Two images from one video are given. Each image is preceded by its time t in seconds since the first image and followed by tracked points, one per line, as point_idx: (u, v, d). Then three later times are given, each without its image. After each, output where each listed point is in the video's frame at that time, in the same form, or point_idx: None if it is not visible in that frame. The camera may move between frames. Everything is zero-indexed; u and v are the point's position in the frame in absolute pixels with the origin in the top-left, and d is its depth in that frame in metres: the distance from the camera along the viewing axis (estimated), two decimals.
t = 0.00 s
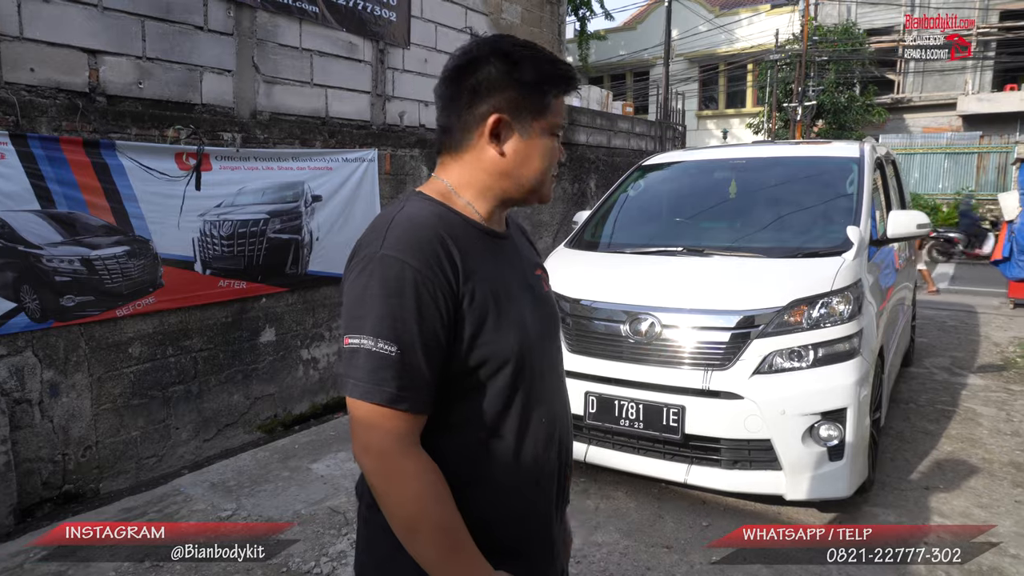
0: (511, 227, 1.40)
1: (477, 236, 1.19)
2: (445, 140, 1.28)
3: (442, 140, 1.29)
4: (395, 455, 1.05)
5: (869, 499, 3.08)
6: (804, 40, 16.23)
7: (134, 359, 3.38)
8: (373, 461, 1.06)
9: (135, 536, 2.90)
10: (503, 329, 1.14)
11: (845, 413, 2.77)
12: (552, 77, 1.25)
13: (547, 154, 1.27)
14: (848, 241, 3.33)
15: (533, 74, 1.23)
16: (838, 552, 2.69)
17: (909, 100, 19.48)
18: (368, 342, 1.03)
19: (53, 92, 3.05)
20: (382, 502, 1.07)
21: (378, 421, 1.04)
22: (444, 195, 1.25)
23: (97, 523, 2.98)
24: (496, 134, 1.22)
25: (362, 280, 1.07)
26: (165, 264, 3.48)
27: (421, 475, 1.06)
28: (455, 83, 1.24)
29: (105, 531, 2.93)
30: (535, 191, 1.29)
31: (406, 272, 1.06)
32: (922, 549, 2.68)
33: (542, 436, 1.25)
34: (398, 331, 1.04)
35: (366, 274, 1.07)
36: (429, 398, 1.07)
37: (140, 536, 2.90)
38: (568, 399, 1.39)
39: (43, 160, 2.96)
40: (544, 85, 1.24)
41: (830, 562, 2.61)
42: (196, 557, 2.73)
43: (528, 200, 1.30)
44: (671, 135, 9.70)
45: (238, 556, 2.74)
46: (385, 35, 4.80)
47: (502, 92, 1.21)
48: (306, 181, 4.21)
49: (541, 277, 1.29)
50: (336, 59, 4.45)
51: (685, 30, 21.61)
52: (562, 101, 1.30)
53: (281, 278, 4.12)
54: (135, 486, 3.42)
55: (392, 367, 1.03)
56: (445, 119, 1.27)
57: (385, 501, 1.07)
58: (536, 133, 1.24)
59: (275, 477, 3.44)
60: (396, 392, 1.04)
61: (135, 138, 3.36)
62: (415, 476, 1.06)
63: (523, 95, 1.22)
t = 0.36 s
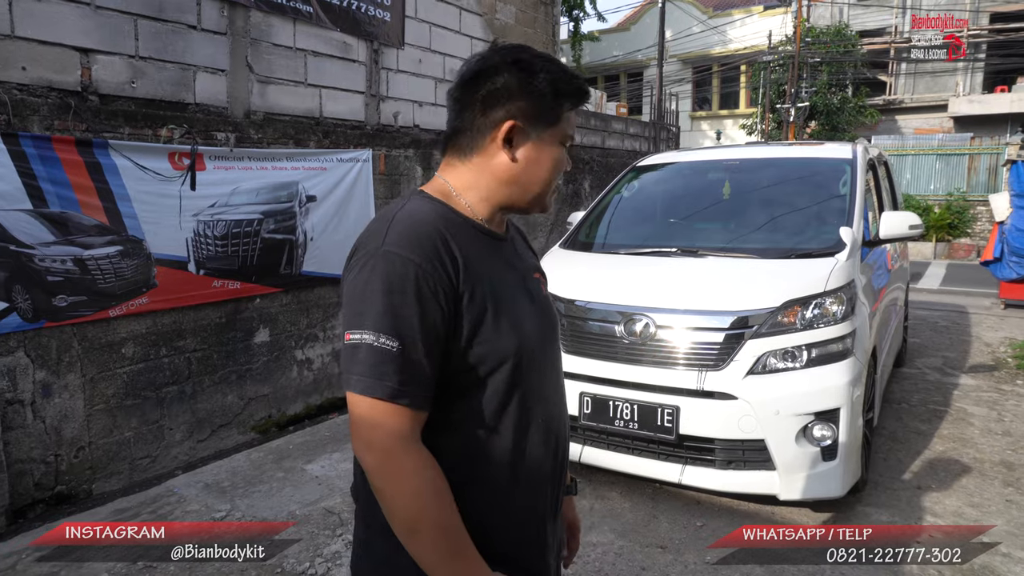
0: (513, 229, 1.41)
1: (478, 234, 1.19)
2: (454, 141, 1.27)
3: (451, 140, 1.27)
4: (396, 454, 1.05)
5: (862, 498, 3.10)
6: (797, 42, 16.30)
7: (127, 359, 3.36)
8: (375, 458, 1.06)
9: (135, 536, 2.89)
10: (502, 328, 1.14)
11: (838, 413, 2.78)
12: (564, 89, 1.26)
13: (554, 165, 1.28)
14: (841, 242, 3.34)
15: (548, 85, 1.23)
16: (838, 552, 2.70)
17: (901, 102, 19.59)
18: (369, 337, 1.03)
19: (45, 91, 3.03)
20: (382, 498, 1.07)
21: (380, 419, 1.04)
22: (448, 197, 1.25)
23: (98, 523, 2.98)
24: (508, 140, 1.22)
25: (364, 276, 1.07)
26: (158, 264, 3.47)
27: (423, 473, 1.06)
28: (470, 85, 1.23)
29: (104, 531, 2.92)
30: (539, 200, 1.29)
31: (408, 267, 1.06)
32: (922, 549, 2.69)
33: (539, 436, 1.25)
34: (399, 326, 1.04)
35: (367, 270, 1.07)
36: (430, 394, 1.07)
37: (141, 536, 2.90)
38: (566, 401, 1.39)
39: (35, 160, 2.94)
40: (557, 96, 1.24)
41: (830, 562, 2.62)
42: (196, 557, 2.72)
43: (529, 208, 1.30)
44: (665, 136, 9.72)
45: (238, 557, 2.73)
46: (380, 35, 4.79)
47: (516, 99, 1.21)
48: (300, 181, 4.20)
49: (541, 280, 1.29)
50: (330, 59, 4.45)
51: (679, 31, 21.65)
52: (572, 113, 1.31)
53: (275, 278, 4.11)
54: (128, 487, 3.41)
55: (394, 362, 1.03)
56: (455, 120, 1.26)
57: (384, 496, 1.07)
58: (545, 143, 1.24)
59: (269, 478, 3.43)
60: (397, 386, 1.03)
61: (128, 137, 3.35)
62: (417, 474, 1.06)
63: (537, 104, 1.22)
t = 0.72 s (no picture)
0: (518, 218, 1.39)
1: (465, 234, 1.19)
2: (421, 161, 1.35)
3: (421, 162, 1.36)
4: (382, 454, 1.07)
5: (860, 498, 3.11)
6: (795, 42, 16.32)
7: (126, 360, 3.36)
8: (362, 459, 1.08)
9: (135, 536, 2.89)
10: (492, 327, 1.14)
11: (837, 413, 2.79)
12: (453, 50, 1.21)
13: (473, 136, 1.21)
14: (839, 242, 3.35)
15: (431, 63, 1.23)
16: (838, 552, 2.70)
17: (898, 102, 19.62)
18: (350, 343, 1.06)
19: (43, 92, 3.03)
20: (370, 498, 1.09)
21: (365, 420, 1.07)
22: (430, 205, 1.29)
23: (97, 523, 2.98)
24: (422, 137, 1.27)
25: (346, 284, 1.09)
26: (157, 265, 3.47)
27: (408, 473, 1.08)
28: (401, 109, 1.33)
29: (104, 531, 2.92)
30: (488, 165, 1.23)
31: (386, 274, 1.07)
32: (922, 549, 2.69)
33: (541, 434, 1.24)
34: (377, 332, 1.05)
35: (350, 278, 1.09)
36: (412, 398, 1.07)
37: (141, 535, 2.90)
38: (576, 396, 1.37)
39: (33, 160, 2.94)
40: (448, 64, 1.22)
41: (830, 562, 2.63)
42: (196, 556, 2.72)
43: (491, 178, 1.23)
44: (663, 137, 9.73)
45: (238, 556, 2.73)
46: (378, 35, 4.80)
47: (414, 99, 1.27)
48: (299, 181, 4.20)
49: (544, 274, 1.27)
50: (328, 60, 4.45)
51: (677, 32, 21.67)
52: (486, 66, 1.23)
53: (274, 279, 4.11)
54: (126, 488, 3.41)
55: (373, 367, 1.05)
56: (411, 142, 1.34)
57: (373, 496, 1.09)
58: (450, 119, 1.22)
59: (268, 478, 3.43)
60: (376, 390, 1.05)
61: (126, 138, 3.35)
62: (402, 475, 1.07)
63: (431, 89, 1.24)
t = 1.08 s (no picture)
0: (528, 220, 1.37)
1: (453, 244, 1.19)
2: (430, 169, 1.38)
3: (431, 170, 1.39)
4: (352, 454, 1.10)
5: (862, 499, 3.10)
6: (796, 44, 16.33)
7: (129, 361, 3.37)
8: (337, 460, 1.12)
9: (135, 536, 2.91)
10: (475, 339, 1.14)
11: (839, 414, 2.79)
12: (438, 62, 1.22)
13: (456, 150, 1.23)
14: (840, 244, 3.35)
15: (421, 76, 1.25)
16: (838, 551, 2.70)
17: (900, 103, 19.63)
18: (330, 350, 1.10)
19: (46, 94, 3.04)
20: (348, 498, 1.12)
21: (336, 422, 1.10)
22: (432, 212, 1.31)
23: (97, 523, 2.99)
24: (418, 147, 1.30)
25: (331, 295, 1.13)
26: (160, 267, 3.48)
27: (379, 473, 1.10)
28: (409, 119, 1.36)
29: (104, 531, 2.93)
30: (472, 179, 1.23)
31: (367, 286, 1.10)
32: (921, 548, 2.70)
33: (531, 447, 1.21)
34: (354, 342, 1.08)
35: (334, 290, 1.13)
36: (387, 407, 1.09)
37: (141, 535, 2.91)
38: (579, 409, 1.33)
39: (36, 162, 2.95)
40: (436, 77, 1.23)
41: (829, 562, 2.63)
42: (196, 556, 2.73)
43: (474, 192, 1.23)
44: (664, 138, 9.73)
45: (238, 556, 2.74)
46: (379, 38, 4.81)
47: (410, 110, 1.30)
48: (301, 183, 4.21)
49: (539, 284, 1.25)
50: (330, 62, 4.46)
51: (678, 34, 21.66)
52: (474, 77, 1.23)
53: (276, 280, 4.11)
54: (129, 489, 3.41)
55: (348, 375, 1.08)
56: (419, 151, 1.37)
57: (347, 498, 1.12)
58: (436, 131, 1.25)
59: (270, 480, 3.43)
60: (347, 397, 1.08)
61: (129, 141, 3.36)
62: (372, 474, 1.10)
63: (423, 101, 1.26)
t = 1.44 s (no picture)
0: (526, 221, 1.38)
1: (451, 238, 1.19)
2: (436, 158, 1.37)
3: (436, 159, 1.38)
4: (351, 448, 1.10)
5: (860, 498, 3.11)
6: (794, 44, 16.35)
7: (127, 360, 3.36)
8: (335, 454, 1.12)
9: (135, 544, 2.85)
10: (470, 334, 1.14)
11: (837, 413, 2.80)
12: (458, 55, 1.22)
13: (466, 144, 1.23)
14: (839, 244, 3.35)
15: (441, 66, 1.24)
16: (838, 560, 2.67)
17: (898, 104, 19.65)
18: (326, 341, 1.10)
19: (45, 92, 3.03)
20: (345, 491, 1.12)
21: (334, 417, 1.10)
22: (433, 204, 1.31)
23: (97, 531, 2.94)
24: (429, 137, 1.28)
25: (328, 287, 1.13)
26: (158, 266, 3.47)
27: (378, 467, 1.10)
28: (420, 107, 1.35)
29: (104, 539, 2.88)
30: (480, 175, 1.23)
31: (364, 278, 1.09)
32: (922, 557, 2.66)
33: (524, 445, 1.22)
34: (351, 332, 1.08)
35: (332, 281, 1.13)
36: (383, 399, 1.09)
37: (142, 543, 2.86)
38: (572, 409, 1.34)
39: (35, 161, 2.95)
40: (455, 68, 1.23)
41: (829, 570, 2.60)
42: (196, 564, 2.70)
43: (480, 187, 1.23)
44: (663, 138, 9.73)
45: (238, 565, 2.70)
46: (378, 36, 4.80)
47: (423, 98, 1.29)
48: (299, 182, 4.21)
49: (534, 282, 1.25)
50: (329, 61, 4.46)
51: (677, 33, 21.67)
52: (493, 73, 1.23)
53: (274, 279, 4.11)
54: (127, 488, 3.41)
55: (343, 366, 1.08)
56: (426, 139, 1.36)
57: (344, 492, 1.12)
58: (448, 123, 1.24)
59: (268, 479, 3.43)
60: (344, 388, 1.07)
61: (127, 139, 3.36)
62: (370, 469, 1.10)
63: (438, 91, 1.25)
